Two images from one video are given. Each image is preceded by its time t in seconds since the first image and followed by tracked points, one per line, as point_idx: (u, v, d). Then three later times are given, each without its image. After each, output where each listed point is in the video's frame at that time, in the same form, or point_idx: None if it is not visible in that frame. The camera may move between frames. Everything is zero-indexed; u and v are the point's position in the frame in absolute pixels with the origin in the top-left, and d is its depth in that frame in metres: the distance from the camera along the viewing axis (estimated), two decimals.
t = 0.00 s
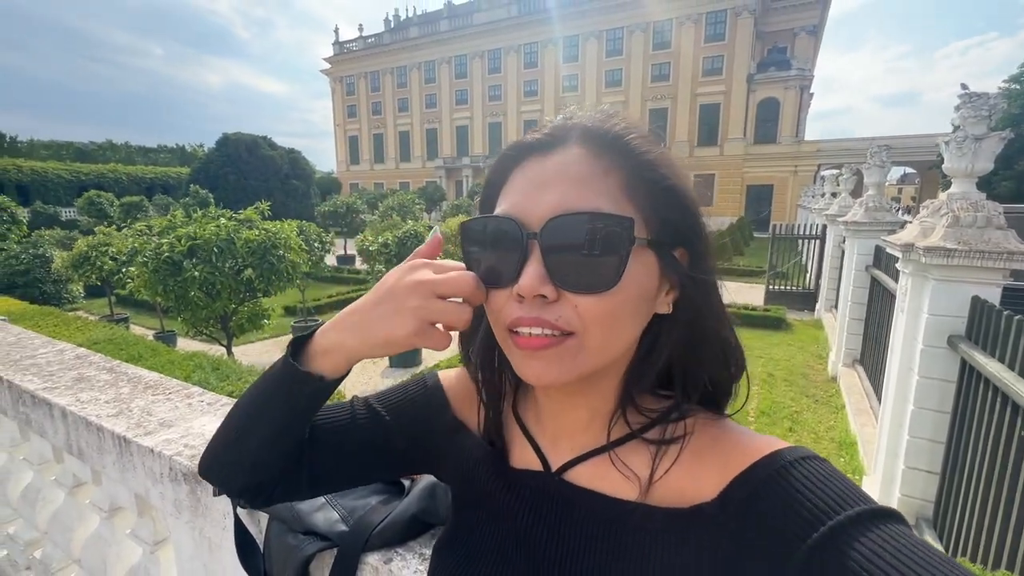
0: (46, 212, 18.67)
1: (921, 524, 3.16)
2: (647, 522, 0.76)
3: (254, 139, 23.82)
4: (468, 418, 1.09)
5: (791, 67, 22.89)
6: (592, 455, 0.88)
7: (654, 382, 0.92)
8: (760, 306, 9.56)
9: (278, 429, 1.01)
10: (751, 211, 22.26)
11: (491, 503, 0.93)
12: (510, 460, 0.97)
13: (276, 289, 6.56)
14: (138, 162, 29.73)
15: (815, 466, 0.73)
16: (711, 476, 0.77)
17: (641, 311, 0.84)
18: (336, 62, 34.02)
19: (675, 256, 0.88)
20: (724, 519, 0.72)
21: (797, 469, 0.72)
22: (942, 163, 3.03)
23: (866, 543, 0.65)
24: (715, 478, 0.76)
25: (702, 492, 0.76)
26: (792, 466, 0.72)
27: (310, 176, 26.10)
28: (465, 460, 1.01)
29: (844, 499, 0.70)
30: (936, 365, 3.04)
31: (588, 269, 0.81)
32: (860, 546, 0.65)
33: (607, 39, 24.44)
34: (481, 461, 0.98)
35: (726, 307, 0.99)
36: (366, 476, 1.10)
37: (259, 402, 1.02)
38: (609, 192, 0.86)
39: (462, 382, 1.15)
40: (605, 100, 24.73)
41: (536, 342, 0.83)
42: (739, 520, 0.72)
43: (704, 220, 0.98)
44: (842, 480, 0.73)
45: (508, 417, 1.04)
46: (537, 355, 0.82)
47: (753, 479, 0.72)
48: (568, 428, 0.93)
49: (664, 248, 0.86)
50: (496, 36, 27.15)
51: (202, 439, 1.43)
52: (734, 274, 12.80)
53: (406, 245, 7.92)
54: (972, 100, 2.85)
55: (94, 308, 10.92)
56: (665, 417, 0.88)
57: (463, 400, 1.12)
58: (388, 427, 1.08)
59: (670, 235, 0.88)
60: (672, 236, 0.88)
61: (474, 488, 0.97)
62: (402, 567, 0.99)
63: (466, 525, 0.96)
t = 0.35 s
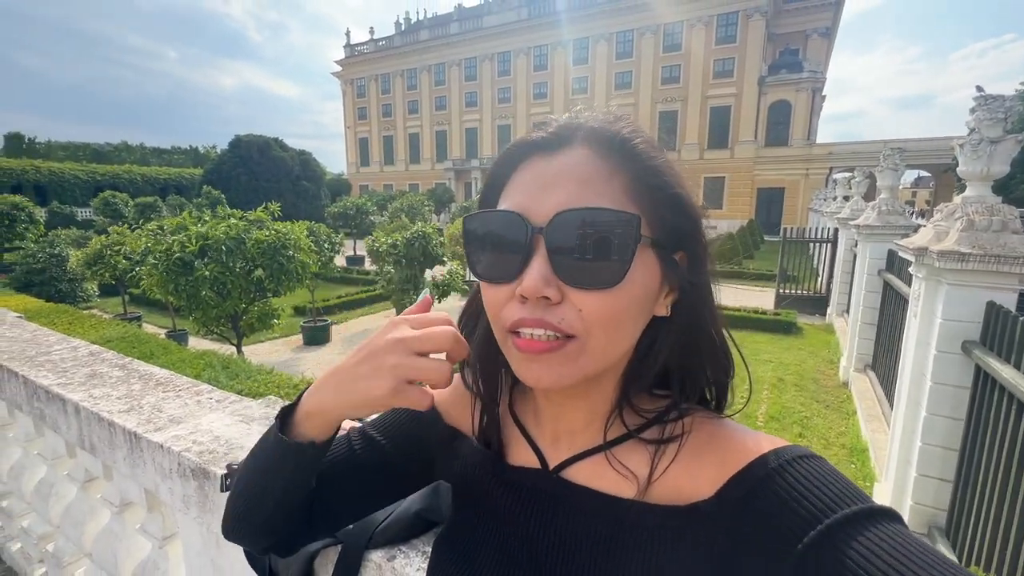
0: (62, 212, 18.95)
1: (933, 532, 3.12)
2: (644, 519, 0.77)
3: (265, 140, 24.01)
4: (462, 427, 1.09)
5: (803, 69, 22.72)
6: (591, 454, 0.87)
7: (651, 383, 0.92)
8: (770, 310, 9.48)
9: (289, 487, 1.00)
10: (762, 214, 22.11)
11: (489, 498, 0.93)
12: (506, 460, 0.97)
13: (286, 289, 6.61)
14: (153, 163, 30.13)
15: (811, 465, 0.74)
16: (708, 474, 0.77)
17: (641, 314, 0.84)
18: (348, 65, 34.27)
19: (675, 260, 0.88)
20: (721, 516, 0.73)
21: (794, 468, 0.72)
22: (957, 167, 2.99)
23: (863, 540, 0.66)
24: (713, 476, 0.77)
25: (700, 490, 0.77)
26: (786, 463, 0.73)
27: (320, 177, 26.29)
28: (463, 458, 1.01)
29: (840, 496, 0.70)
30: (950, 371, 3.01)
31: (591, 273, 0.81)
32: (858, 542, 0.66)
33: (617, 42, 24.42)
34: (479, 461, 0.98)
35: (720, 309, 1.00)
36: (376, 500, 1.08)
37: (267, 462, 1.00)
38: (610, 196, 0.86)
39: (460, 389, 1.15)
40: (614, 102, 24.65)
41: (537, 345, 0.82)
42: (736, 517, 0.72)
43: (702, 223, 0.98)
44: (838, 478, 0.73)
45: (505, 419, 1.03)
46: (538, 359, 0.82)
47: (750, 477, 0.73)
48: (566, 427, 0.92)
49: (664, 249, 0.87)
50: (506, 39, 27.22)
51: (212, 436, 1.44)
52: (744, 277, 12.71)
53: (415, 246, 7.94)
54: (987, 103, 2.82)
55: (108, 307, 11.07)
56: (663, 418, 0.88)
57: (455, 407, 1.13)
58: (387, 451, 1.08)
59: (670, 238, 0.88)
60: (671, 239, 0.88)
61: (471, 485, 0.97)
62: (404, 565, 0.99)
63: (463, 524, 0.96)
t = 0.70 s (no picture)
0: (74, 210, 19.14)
1: (944, 539, 3.08)
2: (647, 531, 0.76)
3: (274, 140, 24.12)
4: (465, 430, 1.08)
5: (812, 69, 22.55)
6: (594, 466, 0.87)
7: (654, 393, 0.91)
8: (778, 312, 9.42)
9: (297, 459, 1.02)
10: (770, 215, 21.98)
11: (489, 506, 0.92)
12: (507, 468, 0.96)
13: (293, 288, 6.64)
14: (162, 162, 30.35)
15: (817, 476, 0.72)
16: (709, 487, 0.77)
17: (647, 328, 0.84)
18: (356, 64, 34.37)
19: (677, 270, 0.87)
20: (722, 533, 0.72)
21: (794, 481, 0.71)
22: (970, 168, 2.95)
23: (867, 555, 0.65)
24: (718, 488, 0.76)
25: (703, 504, 0.76)
26: (790, 477, 0.71)
27: (328, 177, 26.39)
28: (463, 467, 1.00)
29: (846, 509, 0.69)
30: (962, 375, 2.97)
31: (602, 287, 0.80)
32: (861, 559, 0.65)
33: (624, 41, 24.33)
34: (479, 470, 0.96)
35: (721, 318, 0.99)
36: (380, 494, 1.10)
37: (282, 434, 1.04)
38: (617, 209, 0.85)
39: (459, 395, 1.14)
40: (621, 101, 24.56)
41: (547, 360, 0.82)
42: (741, 531, 0.71)
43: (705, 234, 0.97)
44: (839, 486, 0.72)
45: (505, 426, 1.02)
46: (547, 374, 0.81)
47: (755, 490, 0.72)
48: (567, 438, 0.92)
49: (668, 263, 0.86)
50: (513, 38, 27.21)
51: (218, 438, 1.44)
52: (751, 278, 12.63)
53: (422, 246, 7.95)
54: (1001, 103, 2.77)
55: (119, 304, 11.16)
56: (665, 428, 0.87)
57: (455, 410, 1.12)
58: (391, 446, 1.09)
59: (674, 251, 0.87)
60: (674, 252, 0.87)
61: (471, 491, 0.97)
62: (409, 571, 0.98)
63: (465, 534, 0.95)
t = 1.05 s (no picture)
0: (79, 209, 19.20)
1: (949, 539, 3.07)
2: (649, 526, 0.76)
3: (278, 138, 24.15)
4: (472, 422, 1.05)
5: (817, 66, 22.44)
6: (598, 461, 0.86)
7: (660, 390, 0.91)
8: (782, 310, 9.38)
9: (300, 418, 1.11)
10: (774, 213, 21.90)
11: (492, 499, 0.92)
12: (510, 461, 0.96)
13: (297, 286, 6.65)
14: (167, 161, 30.47)
15: (825, 475, 0.72)
16: (716, 485, 0.77)
17: (652, 320, 0.84)
18: (359, 62, 34.41)
19: (688, 269, 0.87)
20: (728, 531, 0.72)
21: (803, 480, 0.70)
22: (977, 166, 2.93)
23: (878, 556, 0.64)
24: (725, 487, 0.75)
25: (709, 502, 0.76)
26: (798, 476, 0.71)
27: (332, 175, 26.39)
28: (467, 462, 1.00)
29: (855, 508, 0.68)
30: (968, 374, 2.96)
31: (603, 272, 0.80)
32: (872, 558, 0.64)
33: (628, 39, 24.25)
34: (483, 465, 0.96)
35: (730, 317, 0.99)
36: (378, 478, 1.08)
37: (290, 392, 1.15)
38: (629, 199, 0.85)
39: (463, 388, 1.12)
40: (625, 99, 24.50)
41: (545, 343, 0.82)
42: (747, 530, 0.71)
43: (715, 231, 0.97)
44: (848, 485, 0.72)
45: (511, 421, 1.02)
46: (546, 358, 0.82)
47: (762, 488, 0.71)
48: (570, 431, 0.92)
49: (677, 258, 0.85)
50: (517, 36, 27.16)
51: (223, 433, 1.45)
52: (755, 276, 12.59)
53: (425, 244, 7.95)
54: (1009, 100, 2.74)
55: (124, 302, 11.20)
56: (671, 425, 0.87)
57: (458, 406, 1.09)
58: (392, 428, 1.10)
59: (686, 245, 0.87)
60: (685, 248, 0.86)
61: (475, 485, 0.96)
62: (414, 567, 0.99)
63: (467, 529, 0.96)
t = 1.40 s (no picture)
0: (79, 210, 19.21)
1: (950, 537, 3.06)
2: (649, 529, 0.76)
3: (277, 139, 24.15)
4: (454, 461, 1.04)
5: (817, 64, 22.42)
6: (597, 467, 0.86)
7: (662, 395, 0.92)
8: (782, 309, 9.36)
9: None
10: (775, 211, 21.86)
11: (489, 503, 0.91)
12: (508, 469, 0.95)
13: (297, 287, 6.65)
14: (167, 162, 30.50)
15: (830, 483, 0.71)
16: (721, 491, 0.76)
17: (657, 321, 0.82)
18: (359, 62, 34.43)
19: (692, 270, 0.86)
20: (734, 537, 0.71)
21: (811, 487, 0.70)
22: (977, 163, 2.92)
23: (893, 562, 0.63)
24: (728, 494, 0.75)
25: (712, 508, 0.75)
26: (805, 481, 0.70)
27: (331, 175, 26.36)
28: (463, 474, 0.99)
29: (864, 516, 0.68)
30: (970, 372, 2.94)
31: (612, 275, 0.79)
32: (886, 565, 0.63)
33: (627, 38, 24.22)
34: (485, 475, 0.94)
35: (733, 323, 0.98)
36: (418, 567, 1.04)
37: None
38: (633, 198, 0.84)
39: (456, 408, 1.12)
40: (625, 98, 24.47)
41: (552, 345, 0.81)
42: (751, 534, 0.70)
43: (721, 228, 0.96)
44: (856, 493, 0.71)
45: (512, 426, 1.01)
46: (552, 359, 0.81)
47: (769, 494, 0.71)
48: (573, 435, 0.91)
49: (683, 257, 0.84)
50: (516, 36, 27.13)
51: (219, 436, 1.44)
52: (755, 275, 12.58)
53: (424, 244, 7.94)
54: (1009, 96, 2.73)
55: (123, 303, 11.21)
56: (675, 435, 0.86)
57: (443, 440, 1.07)
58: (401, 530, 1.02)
59: (694, 246, 0.86)
60: (690, 247, 0.85)
61: (470, 494, 0.94)
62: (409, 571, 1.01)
63: (460, 534, 0.94)
